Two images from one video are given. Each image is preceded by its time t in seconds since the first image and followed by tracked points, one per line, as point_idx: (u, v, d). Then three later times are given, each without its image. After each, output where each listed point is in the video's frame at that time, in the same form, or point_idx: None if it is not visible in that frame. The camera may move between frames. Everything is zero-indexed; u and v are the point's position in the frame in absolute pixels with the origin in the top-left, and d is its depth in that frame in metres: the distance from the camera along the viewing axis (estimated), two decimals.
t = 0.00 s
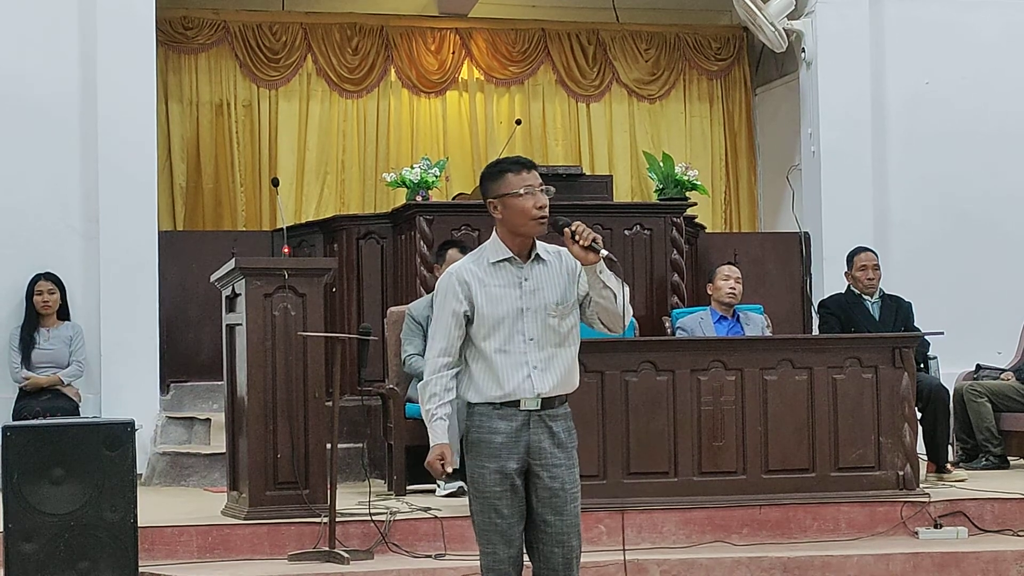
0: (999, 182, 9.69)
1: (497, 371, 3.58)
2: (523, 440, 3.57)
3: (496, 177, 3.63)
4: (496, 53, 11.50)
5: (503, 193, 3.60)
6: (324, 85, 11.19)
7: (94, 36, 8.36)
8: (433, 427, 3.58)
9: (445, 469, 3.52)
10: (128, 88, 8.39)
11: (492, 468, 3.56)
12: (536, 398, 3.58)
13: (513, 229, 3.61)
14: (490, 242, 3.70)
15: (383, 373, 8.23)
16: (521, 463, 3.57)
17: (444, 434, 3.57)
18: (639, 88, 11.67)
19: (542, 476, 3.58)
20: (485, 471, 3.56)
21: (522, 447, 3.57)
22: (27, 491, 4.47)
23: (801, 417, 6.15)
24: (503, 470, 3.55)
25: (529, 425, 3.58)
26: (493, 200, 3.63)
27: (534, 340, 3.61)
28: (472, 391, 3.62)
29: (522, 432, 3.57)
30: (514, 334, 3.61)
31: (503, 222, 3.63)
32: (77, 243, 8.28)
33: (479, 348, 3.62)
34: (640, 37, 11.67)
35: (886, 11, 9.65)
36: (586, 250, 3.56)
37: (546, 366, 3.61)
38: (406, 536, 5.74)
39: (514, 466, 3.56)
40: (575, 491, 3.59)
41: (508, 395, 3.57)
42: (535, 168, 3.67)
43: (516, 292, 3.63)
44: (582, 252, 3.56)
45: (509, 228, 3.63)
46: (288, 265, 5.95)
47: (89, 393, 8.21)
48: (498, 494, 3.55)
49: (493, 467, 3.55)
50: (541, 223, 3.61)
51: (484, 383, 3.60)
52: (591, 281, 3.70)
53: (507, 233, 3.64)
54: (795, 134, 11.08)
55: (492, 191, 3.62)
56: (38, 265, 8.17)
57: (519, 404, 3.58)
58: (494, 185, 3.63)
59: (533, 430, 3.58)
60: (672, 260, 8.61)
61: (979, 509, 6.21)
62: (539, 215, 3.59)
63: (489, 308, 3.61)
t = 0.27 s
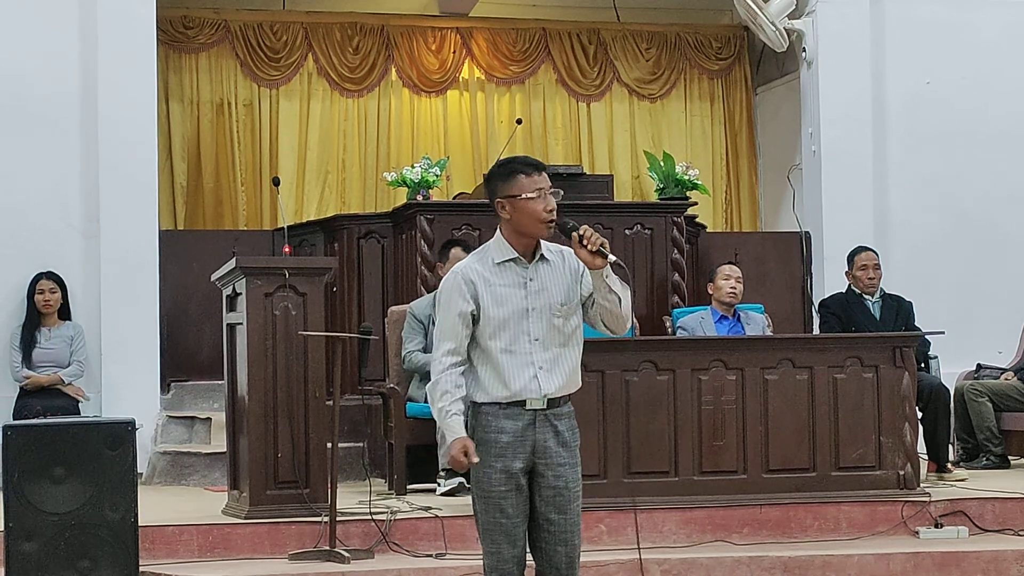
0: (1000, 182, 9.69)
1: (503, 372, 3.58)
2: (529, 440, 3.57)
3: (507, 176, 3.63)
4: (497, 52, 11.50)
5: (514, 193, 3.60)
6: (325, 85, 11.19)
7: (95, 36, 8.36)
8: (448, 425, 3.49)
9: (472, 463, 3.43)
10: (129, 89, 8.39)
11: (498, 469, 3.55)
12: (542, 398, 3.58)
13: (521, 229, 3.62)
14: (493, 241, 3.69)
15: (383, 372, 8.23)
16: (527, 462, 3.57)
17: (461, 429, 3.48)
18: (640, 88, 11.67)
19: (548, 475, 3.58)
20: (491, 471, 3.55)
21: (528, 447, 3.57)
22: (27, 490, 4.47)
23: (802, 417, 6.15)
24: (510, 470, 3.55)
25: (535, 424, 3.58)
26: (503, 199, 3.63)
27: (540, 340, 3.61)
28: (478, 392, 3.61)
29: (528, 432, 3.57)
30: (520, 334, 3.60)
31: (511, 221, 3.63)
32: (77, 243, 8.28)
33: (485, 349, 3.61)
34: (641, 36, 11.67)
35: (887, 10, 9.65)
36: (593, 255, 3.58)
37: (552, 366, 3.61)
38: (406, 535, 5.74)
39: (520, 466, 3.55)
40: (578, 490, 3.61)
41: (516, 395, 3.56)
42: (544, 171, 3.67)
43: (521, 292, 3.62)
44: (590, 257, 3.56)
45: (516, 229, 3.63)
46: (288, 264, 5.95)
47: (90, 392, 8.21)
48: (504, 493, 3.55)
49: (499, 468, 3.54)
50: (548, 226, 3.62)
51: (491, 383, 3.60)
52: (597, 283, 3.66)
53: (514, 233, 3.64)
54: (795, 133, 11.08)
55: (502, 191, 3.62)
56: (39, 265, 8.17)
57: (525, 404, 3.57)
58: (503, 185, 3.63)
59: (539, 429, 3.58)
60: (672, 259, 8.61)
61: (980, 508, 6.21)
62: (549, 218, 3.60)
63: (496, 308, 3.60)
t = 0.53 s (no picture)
0: (1000, 182, 9.69)
1: (511, 372, 3.57)
2: (535, 440, 3.58)
3: (519, 177, 3.61)
4: (497, 52, 11.51)
5: (525, 196, 3.59)
6: (325, 84, 11.19)
7: (95, 36, 8.36)
8: (463, 425, 3.49)
9: (496, 461, 3.46)
10: (130, 88, 8.39)
11: (505, 468, 3.54)
12: (549, 398, 3.58)
13: (530, 232, 3.61)
14: (499, 241, 3.69)
15: (384, 372, 8.24)
16: (532, 462, 3.57)
17: (477, 427, 3.49)
18: (640, 87, 11.67)
19: (552, 474, 3.59)
20: (497, 470, 3.55)
21: (534, 446, 3.57)
22: (27, 489, 4.52)
23: (802, 416, 6.15)
24: (516, 469, 3.55)
25: (541, 424, 3.58)
26: (514, 201, 3.61)
27: (547, 341, 3.61)
28: (484, 392, 3.60)
29: (534, 431, 3.57)
30: (527, 334, 3.60)
31: (520, 223, 3.62)
32: (78, 242, 8.28)
33: (493, 349, 3.60)
34: (641, 36, 11.66)
35: (887, 10, 9.65)
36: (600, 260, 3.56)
37: (558, 367, 3.61)
38: (407, 535, 5.74)
39: (526, 465, 3.56)
40: (580, 488, 3.63)
41: (523, 395, 3.56)
42: (555, 172, 3.66)
43: (527, 293, 3.62)
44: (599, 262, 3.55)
45: (525, 230, 3.62)
46: (289, 263, 5.96)
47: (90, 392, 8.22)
48: (509, 493, 3.55)
49: (505, 467, 3.54)
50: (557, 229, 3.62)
51: (498, 383, 3.59)
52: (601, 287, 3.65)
53: (522, 235, 3.63)
54: (796, 132, 11.08)
55: (513, 192, 3.60)
56: (39, 264, 8.17)
57: (532, 404, 3.57)
58: (514, 186, 3.60)
59: (545, 429, 3.58)
60: (673, 259, 8.61)
61: (980, 508, 6.21)
62: (559, 222, 3.60)
63: (504, 308, 3.60)
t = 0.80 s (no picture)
0: (1001, 182, 9.68)
1: (518, 372, 3.57)
2: (541, 439, 3.58)
3: (525, 177, 3.61)
4: (498, 52, 11.51)
5: (531, 196, 3.59)
6: (326, 83, 11.19)
7: (95, 35, 8.36)
8: (466, 429, 3.48)
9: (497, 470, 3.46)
10: (130, 88, 8.39)
11: (512, 467, 3.54)
12: (556, 398, 3.59)
13: (536, 232, 3.61)
14: (504, 240, 3.68)
15: (384, 372, 8.24)
16: (538, 461, 3.58)
17: (479, 432, 3.48)
18: (641, 87, 11.67)
19: (557, 473, 3.60)
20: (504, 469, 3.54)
21: (540, 444, 3.58)
22: (28, 489, 4.59)
23: (803, 416, 6.15)
24: (523, 468, 3.55)
25: (547, 423, 3.59)
26: (520, 200, 3.61)
27: (553, 341, 3.61)
28: (489, 392, 3.59)
29: (540, 431, 3.58)
30: (534, 334, 3.60)
31: (527, 223, 3.62)
32: (78, 241, 8.27)
33: (499, 349, 3.59)
34: (642, 36, 11.66)
35: (888, 10, 9.65)
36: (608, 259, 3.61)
37: (564, 366, 3.62)
38: (407, 535, 5.74)
39: (533, 464, 3.56)
40: (583, 487, 3.65)
41: (530, 395, 3.56)
42: (561, 172, 3.66)
43: (533, 292, 3.62)
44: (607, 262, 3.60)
45: (531, 230, 3.62)
46: (289, 263, 5.96)
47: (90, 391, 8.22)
48: (516, 492, 3.54)
49: (513, 466, 3.54)
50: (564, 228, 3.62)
51: (504, 383, 3.58)
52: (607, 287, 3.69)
53: (528, 234, 3.63)
54: (796, 132, 11.08)
55: (519, 192, 3.60)
56: (39, 264, 8.17)
57: (539, 404, 3.58)
58: (520, 186, 3.61)
59: (551, 428, 3.59)
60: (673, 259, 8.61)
61: (981, 507, 6.21)
62: (565, 221, 3.60)
63: (510, 308, 3.59)
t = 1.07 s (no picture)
0: (1001, 183, 9.68)
1: (525, 371, 3.57)
2: (548, 438, 3.58)
3: (529, 176, 3.62)
4: (498, 52, 11.51)
5: (536, 194, 3.60)
6: (326, 84, 11.19)
7: (96, 35, 8.36)
8: (475, 429, 3.48)
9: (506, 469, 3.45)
10: (130, 89, 8.40)
11: (519, 467, 3.53)
12: (563, 397, 3.59)
13: (540, 230, 3.61)
14: (508, 240, 3.68)
15: (384, 372, 8.24)
16: (545, 460, 3.57)
17: (488, 433, 3.48)
18: (641, 87, 11.67)
19: (563, 473, 3.59)
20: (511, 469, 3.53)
21: (547, 444, 3.58)
22: (28, 489, 4.59)
23: (803, 416, 6.15)
24: (530, 468, 3.54)
25: (554, 423, 3.59)
26: (524, 199, 3.62)
27: (559, 340, 3.62)
28: (496, 392, 3.59)
29: (547, 430, 3.58)
30: (540, 333, 3.60)
31: (532, 222, 3.62)
32: (78, 241, 8.27)
33: (506, 349, 3.59)
34: (642, 36, 11.66)
35: (888, 10, 9.65)
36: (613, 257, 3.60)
37: (570, 366, 3.62)
38: (408, 535, 5.74)
39: (539, 463, 3.56)
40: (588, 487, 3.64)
41: (538, 395, 3.56)
42: (565, 171, 3.67)
43: (539, 292, 3.62)
44: (612, 259, 3.59)
45: (536, 229, 3.63)
46: (289, 264, 5.96)
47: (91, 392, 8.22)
48: (523, 492, 3.53)
49: (520, 466, 3.53)
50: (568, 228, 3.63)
51: (511, 383, 3.58)
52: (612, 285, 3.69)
53: (533, 234, 3.63)
54: (796, 133, 11.08)
55: (524, 191, 3.61)
56: (39, 265, 8.17)
57: (546, 403, 3.58)
58: (525, 185, 3.62)
59: (558, 427, 3.59)
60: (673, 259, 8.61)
61: (981, 508, 6.21)
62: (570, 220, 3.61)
63: (517, 307, 3.59)
